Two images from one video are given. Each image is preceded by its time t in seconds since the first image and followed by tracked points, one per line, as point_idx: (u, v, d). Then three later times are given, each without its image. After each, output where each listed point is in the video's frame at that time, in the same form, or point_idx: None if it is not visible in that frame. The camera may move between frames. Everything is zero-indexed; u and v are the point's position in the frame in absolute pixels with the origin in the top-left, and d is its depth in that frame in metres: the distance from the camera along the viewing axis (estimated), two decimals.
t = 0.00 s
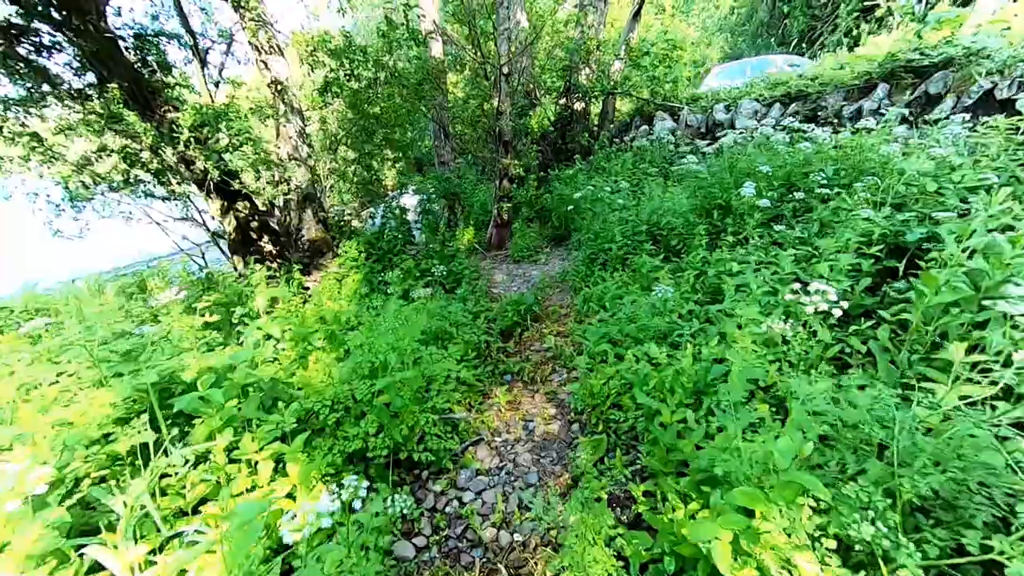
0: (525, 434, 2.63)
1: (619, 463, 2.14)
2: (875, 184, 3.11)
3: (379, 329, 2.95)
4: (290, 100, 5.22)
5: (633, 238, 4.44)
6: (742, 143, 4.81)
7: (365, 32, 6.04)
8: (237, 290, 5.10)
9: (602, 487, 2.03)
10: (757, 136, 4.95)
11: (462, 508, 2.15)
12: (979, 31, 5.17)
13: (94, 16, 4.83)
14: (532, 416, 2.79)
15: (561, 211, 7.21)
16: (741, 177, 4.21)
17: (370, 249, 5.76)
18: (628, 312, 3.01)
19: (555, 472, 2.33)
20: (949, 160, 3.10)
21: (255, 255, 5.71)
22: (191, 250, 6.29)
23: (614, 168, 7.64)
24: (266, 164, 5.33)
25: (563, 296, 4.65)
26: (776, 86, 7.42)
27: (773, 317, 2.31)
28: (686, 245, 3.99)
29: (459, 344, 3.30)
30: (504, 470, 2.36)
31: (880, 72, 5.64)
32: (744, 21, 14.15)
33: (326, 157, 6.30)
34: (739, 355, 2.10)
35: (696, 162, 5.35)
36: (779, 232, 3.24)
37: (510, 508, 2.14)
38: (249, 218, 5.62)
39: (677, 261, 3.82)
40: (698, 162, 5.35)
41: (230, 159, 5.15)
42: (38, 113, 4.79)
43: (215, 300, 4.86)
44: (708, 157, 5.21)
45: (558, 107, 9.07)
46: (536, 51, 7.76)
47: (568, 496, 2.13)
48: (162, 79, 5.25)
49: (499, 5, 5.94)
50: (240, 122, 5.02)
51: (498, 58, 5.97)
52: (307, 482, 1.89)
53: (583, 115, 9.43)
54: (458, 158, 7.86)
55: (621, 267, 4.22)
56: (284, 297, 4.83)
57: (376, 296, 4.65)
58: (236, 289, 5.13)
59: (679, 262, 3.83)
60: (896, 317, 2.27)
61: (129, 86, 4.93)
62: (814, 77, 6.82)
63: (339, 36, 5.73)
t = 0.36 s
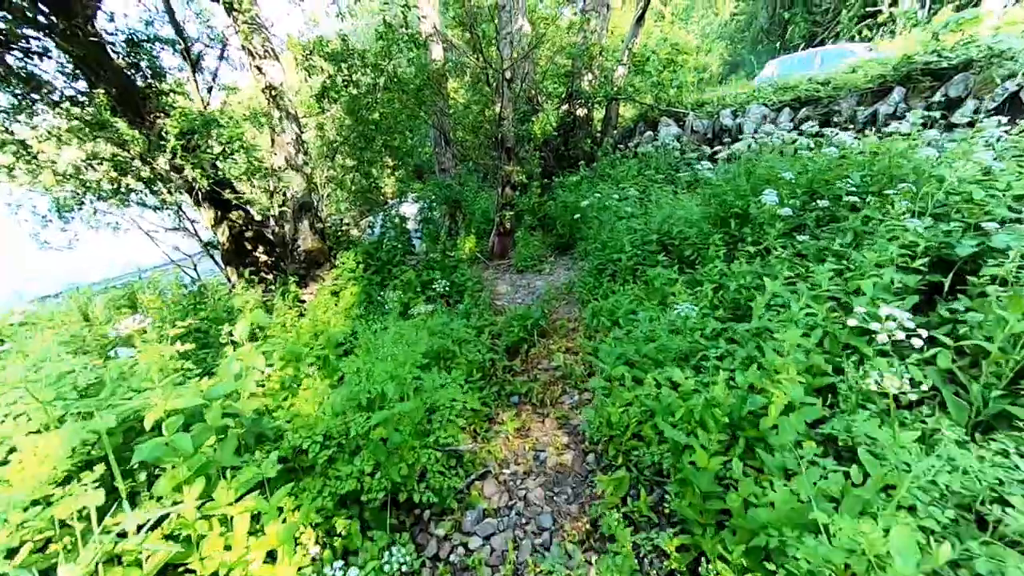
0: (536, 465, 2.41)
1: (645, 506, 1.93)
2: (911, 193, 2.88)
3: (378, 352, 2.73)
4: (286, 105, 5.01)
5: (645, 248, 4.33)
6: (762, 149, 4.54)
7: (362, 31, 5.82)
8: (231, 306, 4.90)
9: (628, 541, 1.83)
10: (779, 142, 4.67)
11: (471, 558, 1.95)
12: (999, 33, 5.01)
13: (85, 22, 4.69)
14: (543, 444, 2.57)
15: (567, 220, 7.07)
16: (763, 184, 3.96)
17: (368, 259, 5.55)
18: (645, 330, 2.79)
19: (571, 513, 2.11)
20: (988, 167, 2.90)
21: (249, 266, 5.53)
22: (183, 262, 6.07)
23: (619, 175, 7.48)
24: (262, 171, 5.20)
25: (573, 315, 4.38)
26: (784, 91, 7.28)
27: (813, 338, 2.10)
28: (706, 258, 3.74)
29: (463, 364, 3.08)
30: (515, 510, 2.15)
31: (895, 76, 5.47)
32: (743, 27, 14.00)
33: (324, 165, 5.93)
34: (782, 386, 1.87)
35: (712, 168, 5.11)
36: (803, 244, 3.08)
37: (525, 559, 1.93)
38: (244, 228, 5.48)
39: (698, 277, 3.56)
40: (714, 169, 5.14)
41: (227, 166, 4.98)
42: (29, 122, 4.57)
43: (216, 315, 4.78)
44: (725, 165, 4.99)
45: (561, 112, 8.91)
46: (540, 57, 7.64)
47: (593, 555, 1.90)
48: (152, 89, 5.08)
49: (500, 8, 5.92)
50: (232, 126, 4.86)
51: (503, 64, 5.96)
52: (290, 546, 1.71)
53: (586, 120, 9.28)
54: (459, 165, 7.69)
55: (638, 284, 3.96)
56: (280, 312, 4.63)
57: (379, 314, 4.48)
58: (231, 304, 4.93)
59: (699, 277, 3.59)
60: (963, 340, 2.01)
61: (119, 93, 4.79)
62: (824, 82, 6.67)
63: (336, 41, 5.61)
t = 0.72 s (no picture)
0: (549, 506, 2.23)
1: (675, 563, 1.75)
2: (947, 205, 2.71)
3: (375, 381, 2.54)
4: (282, 112, 4.77)
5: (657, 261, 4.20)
6: (782, 155, 4.30)
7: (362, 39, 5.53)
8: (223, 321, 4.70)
9: None
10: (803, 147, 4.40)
11: None
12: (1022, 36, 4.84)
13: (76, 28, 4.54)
14: (556, 480, 2.38)
15: (573, 229, 6.90)
16: (788, 194, 3.69)
17: (369, 271, 5.34)
18: (663, 353, 2.59)
19: (592, 565, 1.93)
20: None
21: (244, 278, 5.31)
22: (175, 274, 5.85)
23: (626, 183, 7.29)
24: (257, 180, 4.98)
25: (581, 332, 4.19)
26: (795, 96, 7.10)
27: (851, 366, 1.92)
28: (727, 272, 3.52)
29: (467, 389, 2.87)
30: (527, 562, 1.98)
31: (913, 80, 5.29)
32: (743, 32, 13.78)
33: (321, 174, 5.86)
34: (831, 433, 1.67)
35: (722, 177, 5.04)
36: (833, 259, 2.88)
37: None
38: (238, 239, 5.26)
39: (718, 294, 3.35)
40: (726, 178, 5.00)
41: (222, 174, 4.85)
42: (19, 130, 4.34)
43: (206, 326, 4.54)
44: (739, 173, 4.78)
45: (564, 119, 8.72)
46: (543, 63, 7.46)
47: None
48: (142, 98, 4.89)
49: (503, 13, 5.88)
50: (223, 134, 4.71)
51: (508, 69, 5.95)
52: None
53: (589, 127, 9.11)
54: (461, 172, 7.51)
55: (651, 300, 3.76)
56: (275, 330, 4.43)
57: (380, 334, 4.29)
58: (224, 319, 4.72)
59: (717, 293, 3.39)
60: None
61: (108, 100, 4.57)
62: (837, 87, 6.50)
63: (335, 47, 5.45)
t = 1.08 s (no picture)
0: (559, 555, 2.05)
1: None
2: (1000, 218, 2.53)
3: (363, 413, 2.38)
4: (274, 115, 4.66)
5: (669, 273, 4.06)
6: (799, 159, 4.09)
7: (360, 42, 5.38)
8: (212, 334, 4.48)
9: None
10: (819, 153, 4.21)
11: None
12: None
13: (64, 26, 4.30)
14: (566, 523, 2.20)
15: (578, 235, 6.68)
16: (817, 203, 3.40)
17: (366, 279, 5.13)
18: (680, 380, 2.40)
19: None
20: None
21: (234, 288, 5.09)
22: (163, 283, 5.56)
23: (631, 188, 7.09)
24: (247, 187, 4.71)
25: (588, 348, 3.98)
26: (806, 99, 6.90)
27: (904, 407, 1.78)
28: (745, 286, 3.29)
29: (468, 418, 2.66)
30: None
31: (934, 81, 5.08)
32: (747, 36, 13.45)
33: (317, 178, 5.57)
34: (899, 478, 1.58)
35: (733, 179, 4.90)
36: (866, 275, 2.66)
37: None
38: (228, 247, 4.98)
39: (735, 309, 3.15)
40: (737, 180, 4.85)
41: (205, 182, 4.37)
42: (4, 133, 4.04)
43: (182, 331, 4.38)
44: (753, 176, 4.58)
45: (567, 122, 8.52)
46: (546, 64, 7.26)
47: None
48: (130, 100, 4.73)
49: (504, 15, 5.63)
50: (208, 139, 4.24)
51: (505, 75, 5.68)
52: None
53: (593, 131, 8.90)
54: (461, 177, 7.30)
55: (664, 315, 3.55)
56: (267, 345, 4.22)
57: (375, 346, 4.07)
58: (212, 328, 4.48)
59: (735, 310, 3.19)
60: None
61: (93, 103, 4.39)
62: (851, 89, 6.30)
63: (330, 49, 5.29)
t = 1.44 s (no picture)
0: None
1: None
2: None
3: (349, 466, 2.17)
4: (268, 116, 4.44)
5: (681, 284, 3.94)
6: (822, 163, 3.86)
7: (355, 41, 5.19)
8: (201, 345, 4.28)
9: None
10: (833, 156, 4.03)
11: None
12: None
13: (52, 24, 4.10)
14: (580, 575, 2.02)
15: (585, 240, 6.45)
16: (848, 210, 3.15)
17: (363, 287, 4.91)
18: (705, 409, 2.18)
19: None
20: None
21: (224, 297, 4.89)
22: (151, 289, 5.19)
23: (640, 192, 6.86)
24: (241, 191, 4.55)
25: (597, 364, 3.76)
26: (822, 100, 6.65)
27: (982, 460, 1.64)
28: (767, 299, 3.06)
29: (470, 448, 2.46)
30: None
31: (961, 79, 4.87)
32: (754, 37, 13.09)
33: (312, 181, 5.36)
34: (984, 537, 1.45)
35: (751, 183, 4.64)
36: (907, 289, 2.43)
37: None
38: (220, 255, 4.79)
39: (759, 325, 2.91)
40: (755, 185, 4.60)
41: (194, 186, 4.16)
42: None
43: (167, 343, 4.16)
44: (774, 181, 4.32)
45: (571, 124, 8.29)
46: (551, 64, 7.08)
47: None
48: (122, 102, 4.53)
49: (508, 13, 5.42)
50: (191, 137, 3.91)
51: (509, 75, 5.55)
52: None
53: (598, 133, 8.67)
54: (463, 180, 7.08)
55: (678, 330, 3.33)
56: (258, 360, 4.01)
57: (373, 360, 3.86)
58: (200, 339, 4.27)
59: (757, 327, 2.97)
60: None
61: (79, 104, 4.19)
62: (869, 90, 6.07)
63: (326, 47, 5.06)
